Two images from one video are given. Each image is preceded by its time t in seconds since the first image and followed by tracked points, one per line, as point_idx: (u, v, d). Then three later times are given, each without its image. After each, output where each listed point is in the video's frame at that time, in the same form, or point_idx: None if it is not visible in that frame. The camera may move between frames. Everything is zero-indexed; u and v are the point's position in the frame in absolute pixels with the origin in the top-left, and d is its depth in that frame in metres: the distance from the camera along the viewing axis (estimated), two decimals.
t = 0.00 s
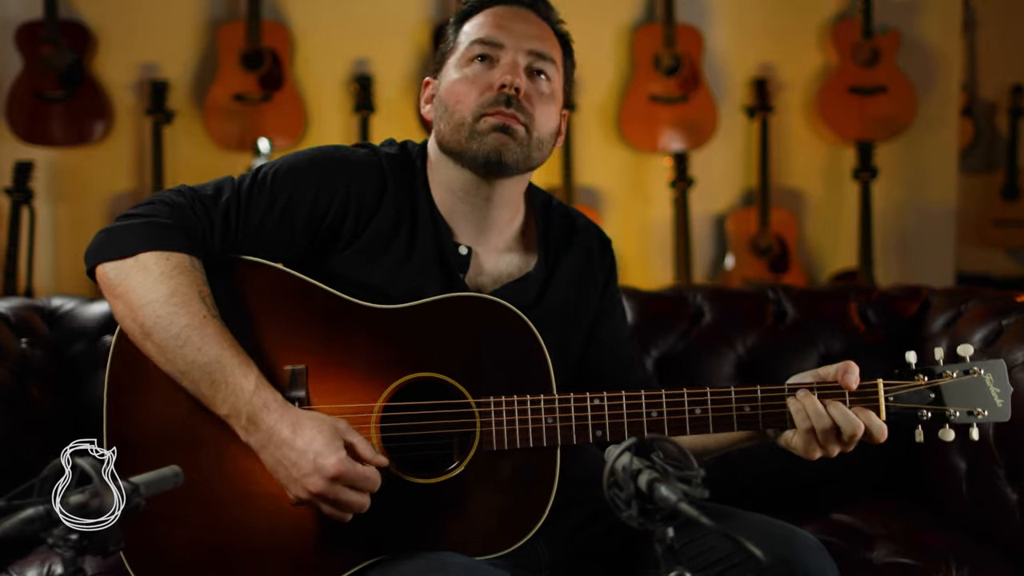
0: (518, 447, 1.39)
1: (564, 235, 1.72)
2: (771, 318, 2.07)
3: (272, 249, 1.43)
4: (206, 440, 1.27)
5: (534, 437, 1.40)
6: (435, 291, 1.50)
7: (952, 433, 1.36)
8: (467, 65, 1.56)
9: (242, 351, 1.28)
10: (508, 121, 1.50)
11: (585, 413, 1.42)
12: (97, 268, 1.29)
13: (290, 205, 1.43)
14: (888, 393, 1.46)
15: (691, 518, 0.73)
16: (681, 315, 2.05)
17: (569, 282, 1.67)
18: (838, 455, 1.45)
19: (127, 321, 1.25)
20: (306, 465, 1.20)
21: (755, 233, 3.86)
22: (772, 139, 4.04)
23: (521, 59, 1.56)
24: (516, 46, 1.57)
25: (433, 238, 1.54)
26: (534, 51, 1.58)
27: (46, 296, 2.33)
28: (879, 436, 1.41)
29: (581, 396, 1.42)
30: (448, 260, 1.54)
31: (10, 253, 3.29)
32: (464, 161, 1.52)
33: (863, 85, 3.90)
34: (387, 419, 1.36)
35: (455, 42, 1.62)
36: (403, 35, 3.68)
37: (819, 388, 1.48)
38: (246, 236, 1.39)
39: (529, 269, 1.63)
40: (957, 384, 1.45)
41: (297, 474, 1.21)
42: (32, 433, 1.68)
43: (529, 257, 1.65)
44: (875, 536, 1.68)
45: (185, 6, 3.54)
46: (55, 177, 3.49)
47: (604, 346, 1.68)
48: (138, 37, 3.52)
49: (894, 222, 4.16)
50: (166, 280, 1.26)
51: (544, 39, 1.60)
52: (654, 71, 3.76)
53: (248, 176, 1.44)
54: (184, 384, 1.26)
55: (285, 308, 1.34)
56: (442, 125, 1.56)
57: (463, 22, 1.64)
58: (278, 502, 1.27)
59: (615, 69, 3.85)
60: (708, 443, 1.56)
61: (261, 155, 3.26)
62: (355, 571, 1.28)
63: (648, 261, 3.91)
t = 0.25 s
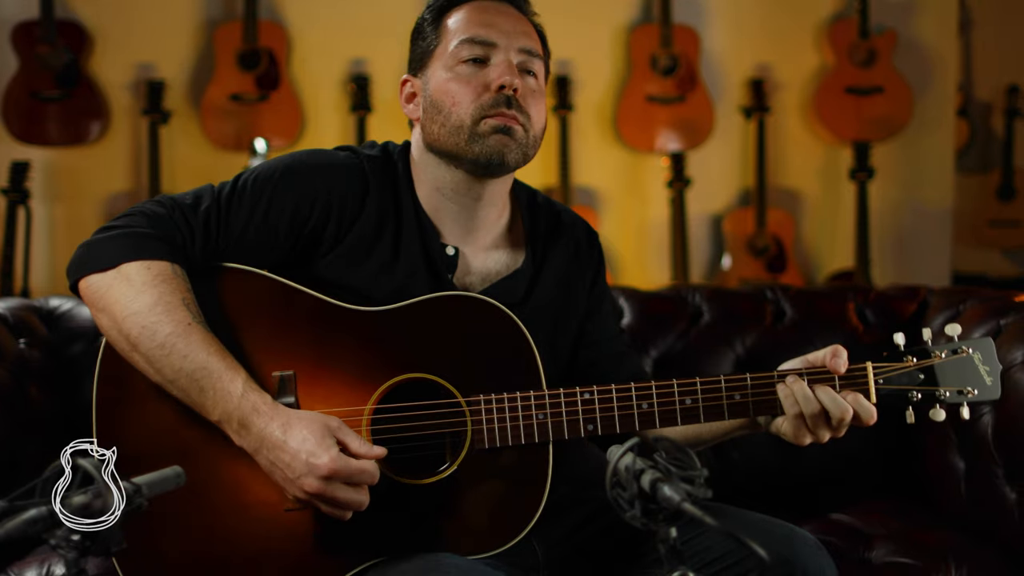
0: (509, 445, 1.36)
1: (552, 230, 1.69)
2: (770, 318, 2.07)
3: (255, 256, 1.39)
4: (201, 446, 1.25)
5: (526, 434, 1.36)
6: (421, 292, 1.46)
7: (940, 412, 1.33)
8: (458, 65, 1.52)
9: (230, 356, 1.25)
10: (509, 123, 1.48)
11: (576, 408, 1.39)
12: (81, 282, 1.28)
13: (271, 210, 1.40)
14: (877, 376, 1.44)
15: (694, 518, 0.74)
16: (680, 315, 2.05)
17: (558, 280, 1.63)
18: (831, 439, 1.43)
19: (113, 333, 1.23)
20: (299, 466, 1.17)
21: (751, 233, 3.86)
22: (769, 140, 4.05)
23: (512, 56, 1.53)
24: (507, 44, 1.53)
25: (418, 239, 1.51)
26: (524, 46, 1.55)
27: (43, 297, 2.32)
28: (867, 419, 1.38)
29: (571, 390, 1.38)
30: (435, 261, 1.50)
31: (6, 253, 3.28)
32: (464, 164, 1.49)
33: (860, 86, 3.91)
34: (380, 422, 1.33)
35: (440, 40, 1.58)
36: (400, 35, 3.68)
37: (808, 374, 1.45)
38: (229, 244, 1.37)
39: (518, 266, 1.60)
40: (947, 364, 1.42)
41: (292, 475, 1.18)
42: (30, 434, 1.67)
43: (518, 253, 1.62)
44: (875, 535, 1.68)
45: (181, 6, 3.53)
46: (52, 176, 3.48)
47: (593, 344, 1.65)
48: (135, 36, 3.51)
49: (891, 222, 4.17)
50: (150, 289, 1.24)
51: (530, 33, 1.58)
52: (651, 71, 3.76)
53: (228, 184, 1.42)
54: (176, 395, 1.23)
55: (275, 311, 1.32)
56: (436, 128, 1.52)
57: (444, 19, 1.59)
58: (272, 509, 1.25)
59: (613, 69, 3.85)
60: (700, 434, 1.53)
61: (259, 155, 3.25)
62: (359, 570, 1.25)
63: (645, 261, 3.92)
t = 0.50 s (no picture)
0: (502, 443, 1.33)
1: (538, 228, 1.63)
2: (769, 318, 2.07)
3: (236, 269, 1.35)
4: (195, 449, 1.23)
5: (517, 432, 1.32)
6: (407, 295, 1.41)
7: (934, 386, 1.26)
8: (452, 74, 1.46)
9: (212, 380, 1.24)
10: (510, 134, 1.43)
11: (566, 404, 1.34)
12: (60, 302, 1.27)
13: (252, 222, 1.36)
14: (865, 355, 1.36)
15: (697, 518, 0.74)
16: (678, 315, 2.05)
17: (546, 279, 1.57)
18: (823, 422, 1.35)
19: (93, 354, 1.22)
20: (278, 491, 1.16)
21: (748, 234, 3.87)
22: (765, 140, 4.05)
23: (508, 64, 1.47)
24: (502, 50, 1.47)
25: (404, 245, 1.46)
26: (518, 53, 1.49)
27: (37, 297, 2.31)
28: (856, 397, 1.32)
29: (560, 385, 1.34)
30: (422, 266, 1.46)
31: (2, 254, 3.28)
32: (463, 176, 1.44)
33: (856, 86, 3.91)
34: (369, 426, 1.30)
35: (426, 44, 1.51)
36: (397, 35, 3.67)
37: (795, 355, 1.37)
38: (209, 259, 1.33)
39: (506, 266, 1.55)
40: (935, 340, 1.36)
41: (270, 500, 1.18)
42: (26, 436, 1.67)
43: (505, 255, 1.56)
44: (874, 536, 1.68)
45: (177, 6, 3.52)
46: (48, 177, 3.48)
47: (587, 340, 1.59)
48: (130, 36, 3.51)
49: (887, 222, 4.18)
50: (130, 310, 1.23)
51: (520, 38, 1.53)
52: (647, 71, 3.76)
53: (208, 197, 1.38)
54: (155, 419, 1.22)
55: (258, 318, 1.29)
56: (430, 138, 1.46)
57: (430, 22, 1.52)
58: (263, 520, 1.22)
59: (609, 69, 3.85)
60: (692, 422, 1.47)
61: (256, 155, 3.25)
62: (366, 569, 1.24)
63: (641, 261, 3.92)
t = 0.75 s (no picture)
0: (496, 442, 1.32)
1: (528, 219, 1.63)
2: (766, 317, 2.07)
3: (223, 275, 1.35)
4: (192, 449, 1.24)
5: (510, 430, 1.32)
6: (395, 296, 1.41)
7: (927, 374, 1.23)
8: (442, 70, 1.45)
9: (206, 376, 1.23)
10: (502, 131, 1.43)
11: (557, 401, 1.33)
12: (46, 312, 1.27)
13: (234, 228, 1.35)
14: (858, 343, 1.33)
15: (699, 518, 0.74)
16: (676, 315, 2.05)
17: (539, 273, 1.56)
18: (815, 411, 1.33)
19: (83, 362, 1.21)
20: (283, 480, 1.15)
21: (743, 233, 3.87)
22: (761, 140, 4.05)
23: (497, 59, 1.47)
24: (491, 46, 1.47)
25: (391, 243, 1.46)
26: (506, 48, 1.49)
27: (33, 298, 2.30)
28: (848, 388, 1.27)
29: (551, 383, 1.33)
30: (411, 263, 1.45)
31: None
32: (455, 174, 1.44)
33: (852, 86, 3.92)
34: (363, 427, 1.30)
35: (412, 41, 1.49)
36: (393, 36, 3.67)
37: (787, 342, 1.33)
38: (194, 265, 1.33)
39: (496, 260, 1.53)
40: (927, 326, 1.31)
41: (275, 489, 1.16)
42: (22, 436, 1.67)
43: (495, 249, 1.54)
44: (871, 535, 1.69)
45: (173, 5, 3.51)
46: (43, 176, 3.47)
47: (585, 334, 1.59)
48: (125, 36, 3.50)
49: (883, 221, 4.19)
50: (118, 314, 1.22)
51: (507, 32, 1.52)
52: (643, 71, 3.76)
53: (192, 203, 1.37)
54: (151, 420, 1.21)
55: (246, 322, 1.29)
56: (420, 135, 1.46)
57: (415, 17, 1.51)
58: (262, 526, 1.22)
59: (605, 69, 3.85)
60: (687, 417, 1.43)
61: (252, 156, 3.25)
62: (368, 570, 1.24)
63: (637, 261, 3.93)
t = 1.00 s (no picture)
0: (496, 442, 1.31)
1: (525, 217, 1.61)
2: (764, 317, 2.07)
3: (215, 275, 1.36)
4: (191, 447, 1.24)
5: (509, 431, 1.31)
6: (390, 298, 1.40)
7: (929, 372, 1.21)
8: (443, 82, 1.43)
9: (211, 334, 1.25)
10: (503, 145, 1.41)
11: (556, 401, 1.31)
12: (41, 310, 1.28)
13: (225, 227, 1.36)
14: (858, 341, 1.31)
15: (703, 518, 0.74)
16: (675, 316, 2.06)
17: (536, 271, 1.54)
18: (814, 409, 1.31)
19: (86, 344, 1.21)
20: (314, 409, 1.19)
21: (740, 233, 3.88)
22: (758, 140, 4.06)
23: (500, 71, 1.44)
24: (492, 57, 1.44)
25: (386, 244, 1.45)
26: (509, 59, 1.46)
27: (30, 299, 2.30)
28: (849, 387, 1.25)
29: (549, 383, 1.31)
30: (407, 264, 1.44)
31: None
32: (454, 185, 1.43)
33: (848, 87, 3.93)
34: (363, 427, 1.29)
35: (410, 51, 1.46)
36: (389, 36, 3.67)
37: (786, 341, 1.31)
38: (185, 266, 1.34)
39: (491, 263, 1.51)
40: (928, 325, 1.30)
41: (306, 422, 1.21)
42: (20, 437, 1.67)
43: (491, 251, 1.52)
44: (869, 535, 1.69)
45: (169, 5, 3.51)
46: (39, 176, 3.46)
47: (586, 331, 1.58)
48: (122, 36, 3.49)
49: (880, 221, 4.19)
50: (119, 292, 1.23)
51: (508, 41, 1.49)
52: (640, 71, 3.76)
53: (184, 204, 1.38)
54: (163, 388, 1.23)
55: (245, 321, 1.30)
56: (420, 148, 1.43)
57: (412, 26, 1.47)
58: (265, 523, 1.24)
59: (602, 70, 3.85)
60: (688, 415, 1.43)
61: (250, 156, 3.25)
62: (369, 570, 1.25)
63: (634, 261, 3.93)
